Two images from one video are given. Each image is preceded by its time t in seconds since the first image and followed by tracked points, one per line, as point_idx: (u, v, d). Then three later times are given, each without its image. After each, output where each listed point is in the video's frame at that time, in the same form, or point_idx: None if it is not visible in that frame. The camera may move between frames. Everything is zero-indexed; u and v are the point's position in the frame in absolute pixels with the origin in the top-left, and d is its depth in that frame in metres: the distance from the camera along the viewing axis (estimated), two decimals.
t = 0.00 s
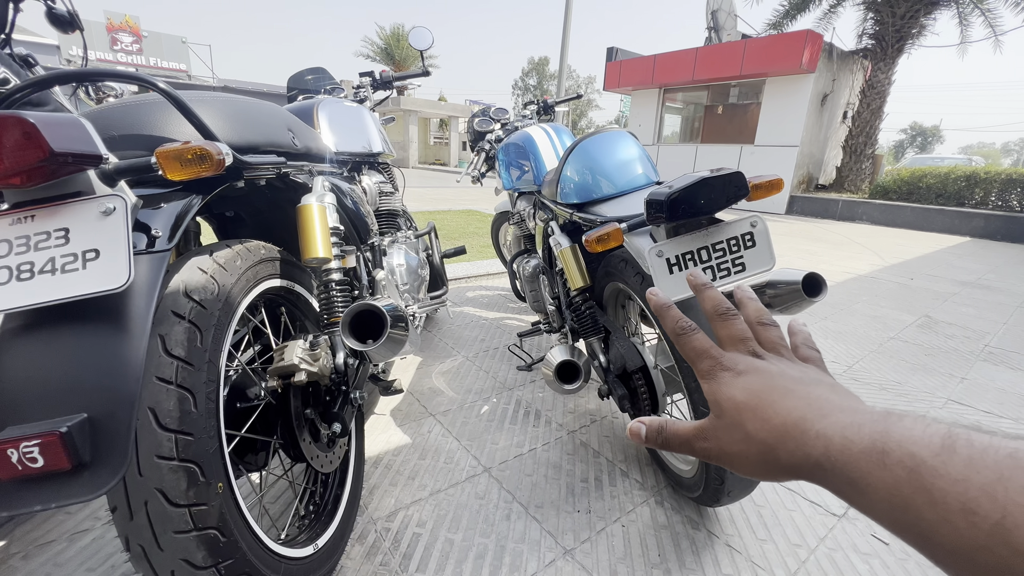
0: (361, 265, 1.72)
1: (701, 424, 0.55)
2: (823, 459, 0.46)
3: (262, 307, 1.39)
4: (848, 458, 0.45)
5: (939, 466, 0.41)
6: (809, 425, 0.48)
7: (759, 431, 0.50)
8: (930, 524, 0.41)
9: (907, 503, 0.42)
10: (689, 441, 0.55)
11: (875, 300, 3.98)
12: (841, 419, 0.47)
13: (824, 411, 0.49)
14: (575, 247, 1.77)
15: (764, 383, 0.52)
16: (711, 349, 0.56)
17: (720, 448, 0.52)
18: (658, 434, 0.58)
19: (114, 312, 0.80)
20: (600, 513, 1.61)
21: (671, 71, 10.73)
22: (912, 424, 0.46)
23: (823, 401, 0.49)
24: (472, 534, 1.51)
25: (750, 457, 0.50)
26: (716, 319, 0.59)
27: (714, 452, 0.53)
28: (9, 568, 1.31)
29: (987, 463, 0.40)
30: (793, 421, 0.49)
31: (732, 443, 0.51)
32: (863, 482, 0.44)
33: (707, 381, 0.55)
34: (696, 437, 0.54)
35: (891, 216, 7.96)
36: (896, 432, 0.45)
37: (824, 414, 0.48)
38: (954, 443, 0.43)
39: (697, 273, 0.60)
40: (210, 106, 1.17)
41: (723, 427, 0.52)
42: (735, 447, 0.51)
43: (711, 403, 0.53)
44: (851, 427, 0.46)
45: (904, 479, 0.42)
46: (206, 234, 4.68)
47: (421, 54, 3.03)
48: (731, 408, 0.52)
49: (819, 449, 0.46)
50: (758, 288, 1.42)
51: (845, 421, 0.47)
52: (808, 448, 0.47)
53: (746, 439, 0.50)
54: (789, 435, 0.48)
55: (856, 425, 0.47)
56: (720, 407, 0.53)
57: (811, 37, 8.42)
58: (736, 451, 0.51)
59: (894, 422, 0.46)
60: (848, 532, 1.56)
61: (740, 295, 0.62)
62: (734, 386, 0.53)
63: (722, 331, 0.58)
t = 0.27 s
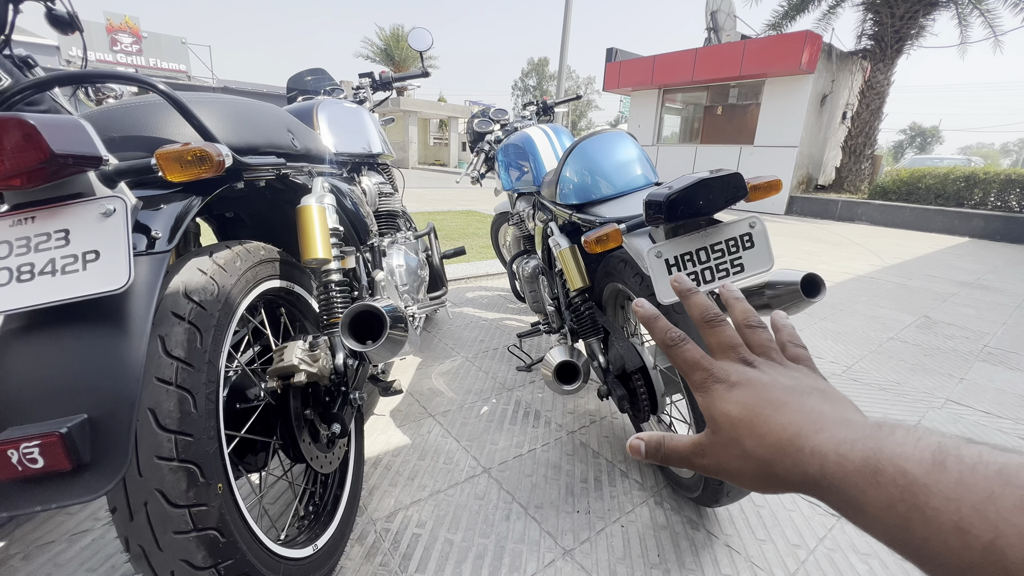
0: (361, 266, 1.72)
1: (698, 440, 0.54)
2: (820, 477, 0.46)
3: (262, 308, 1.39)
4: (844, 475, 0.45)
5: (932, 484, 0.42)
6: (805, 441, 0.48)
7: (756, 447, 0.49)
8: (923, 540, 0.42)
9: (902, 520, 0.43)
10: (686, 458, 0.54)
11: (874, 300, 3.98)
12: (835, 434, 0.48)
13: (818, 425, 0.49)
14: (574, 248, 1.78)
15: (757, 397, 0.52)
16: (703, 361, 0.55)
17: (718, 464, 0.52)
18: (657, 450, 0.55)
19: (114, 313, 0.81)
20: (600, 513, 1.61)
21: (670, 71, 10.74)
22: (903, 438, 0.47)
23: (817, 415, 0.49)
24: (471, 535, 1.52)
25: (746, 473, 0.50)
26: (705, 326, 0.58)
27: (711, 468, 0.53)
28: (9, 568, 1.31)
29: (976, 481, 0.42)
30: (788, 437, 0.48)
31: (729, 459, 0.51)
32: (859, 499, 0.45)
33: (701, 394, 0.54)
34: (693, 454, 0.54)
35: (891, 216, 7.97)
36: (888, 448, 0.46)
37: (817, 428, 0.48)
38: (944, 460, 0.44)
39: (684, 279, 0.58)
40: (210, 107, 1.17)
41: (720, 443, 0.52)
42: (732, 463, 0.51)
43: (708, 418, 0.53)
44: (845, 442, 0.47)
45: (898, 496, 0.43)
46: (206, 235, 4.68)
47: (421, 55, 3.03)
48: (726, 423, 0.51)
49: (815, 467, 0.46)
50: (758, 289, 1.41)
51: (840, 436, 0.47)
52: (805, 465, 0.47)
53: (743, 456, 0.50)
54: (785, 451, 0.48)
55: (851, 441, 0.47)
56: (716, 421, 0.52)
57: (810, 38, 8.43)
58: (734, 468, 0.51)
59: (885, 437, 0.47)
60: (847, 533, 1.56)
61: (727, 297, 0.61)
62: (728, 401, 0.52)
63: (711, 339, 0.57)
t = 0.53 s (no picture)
0: (360, 266, 1.72)
1: (691, 469, 0.54)
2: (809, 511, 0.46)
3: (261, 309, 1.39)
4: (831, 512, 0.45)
5: (917, 522, 0.42)
6: (794, 473, 0.48)
7: (747, 478, 0.50)
8: None
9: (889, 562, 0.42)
10: (680, 487, 0.54)
11: (874, 300, 3.99)
12: (824, 465, 0.47)
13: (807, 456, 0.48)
14: (573, 248, 1.78)
15: (749, 426, 0.52)
16: (695, 389, 0.55)
17: (711, 496, 0.52)
18: (651, 480, 0.56)
19: (112, 314, 0.80)
20: (599, 514, 1.61)
21: (670, 71, 10.74)
22: (889, 471, 0.46)
23: (805, 444, 0.49)
24: (471, 535, 1.51)
25: (740, 504, 0.50)
26: (698, 351, 0.58)
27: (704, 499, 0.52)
28: (8, 570, 1.31)
29: (962, 520, 0.41)
30: (778, 469, 0.49)
31: (722, 489, 0.51)
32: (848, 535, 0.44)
33: (694, 422, 0.54)
34: (686, 484, 0.54)
35: (890, 216, 7.97)
36: (874, 483, 0.45)
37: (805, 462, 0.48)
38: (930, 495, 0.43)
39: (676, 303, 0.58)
40: (209, 107, 1.17)
41: (713, 473, 0.52)
42: (724, 494, 0.51)
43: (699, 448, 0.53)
44: (832, 476, 0.46)
45: (886, 536, 0.42)
46: (206, 235, 4.68)
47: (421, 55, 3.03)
48: (718, 455, 0.51)
49: (804, 502, 0.47)
50: (757, 289, 1.42)
51: (828, 469, 0.47)
52: (795, 499, 0.47)
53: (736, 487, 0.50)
54: (776, 483, 0.48)
55: (839, 474, 0.47)
56: (708, 451, 0.52)
57: (809, 38, 8.44)
58: (727, 498, 0.51)
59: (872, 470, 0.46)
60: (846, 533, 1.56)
61: (719, 315, 0.62)
62: (720, 432, 0.52)
63: (704, 363, 0.57)
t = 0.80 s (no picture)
0: (360, 266, 1.72)
1: (668, 491, 0.53)
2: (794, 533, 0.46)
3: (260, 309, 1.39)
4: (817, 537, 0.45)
5: (905, 547, 0.41)
6: (777, 495, 0.48)
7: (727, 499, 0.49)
8: None
9: None
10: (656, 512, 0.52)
11: (875, 299, 3.98)
12: (804, 487, 0.47)
13: (789, 477, 0.49)
14: (573, 247, 1.77)
15: (726, 443, 0.52)
16: (667, 406, 0.55)
17: (689, 519, 0.50)
18: (621, 504, 0.52)
19: (111, 314, 0.80)
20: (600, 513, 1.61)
21: (670, 71, 10.74)
22: (874, 493, 0.46)
23: (785, 463, 0.49)
24: (471, 535, 1.51)
25: (722, 527, 0.49)
26: (666, 364, 0.57)
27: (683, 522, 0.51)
28: (9, 570, 1.31)
29: (949, 546, 0.40)
30: (760, 491, 0.48)
31: (701, 513, 0.50)
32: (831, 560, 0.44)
33: (669, 441, 0.54)
34: (664, 508, 0.52)
35: (891, 215, 7.96)
36: (859, 506, 0.45)
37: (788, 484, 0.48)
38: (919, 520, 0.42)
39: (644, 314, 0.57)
40: (207, 107, 1.17)
41: (692, 497, 0.51)
42: (704, 518, 0.50)
43: (677, 468, 0.52)
44: (816, 499, 0.46)
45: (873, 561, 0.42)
46: (206, 236, 4.68)
47: (420, 55, 3.03)
48: (697, 476, 0.51)
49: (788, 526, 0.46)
50: (757, 288, 1.42)
51: (811, 491, 0.47)
52: (778, 521, 0.47)
53: (717, 510, 0.49)
54: (759, 505, 0.48)
55: (822, 497, 0.46)
56: (687, 473, 0.51)
57: (809, 37, 8.43)
58: (707, 521, 0.50)
59: (856, 492, 0.46)
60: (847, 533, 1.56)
61: (683, 325, 0.60)
62: (697, 450, 0.52)
63: (671, 377, 0.56)
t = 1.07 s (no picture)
0: (360, 266, 1.72)
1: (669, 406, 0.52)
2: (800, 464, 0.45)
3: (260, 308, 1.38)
4: (825, 468, 0.44)
5: (922, 482, 0.41)
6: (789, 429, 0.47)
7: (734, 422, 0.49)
8: (903, 542, 0.39)
9: (881, 518, 0.41)
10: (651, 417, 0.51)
11: (876, 297, 3.97)
12: (819, 430, 0.48)
13: (803, 421, 0.48)
14: (574, 246, 1.77)
15: (744, 381, 0.52)
16: (697, 337, 0.55)
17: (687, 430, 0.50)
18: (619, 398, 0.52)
19: (109, 315, 0.80)
20: (600, 512, 1.61)
21: (670, 70, 10.71)
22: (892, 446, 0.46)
23: (799, 410, 0.50)
24: (472, 535, 1.51)
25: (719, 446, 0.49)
26: (707, 310, 0.58)
27: (677, 428, 0.51)
28: (9, 571, 1.31)
29: (968, 484, 0.41)
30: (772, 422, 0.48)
31: (702, 429, 0.50)
32: (837, 491, 0.43)
33: (689, 366, 0.54)
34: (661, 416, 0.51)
35: (892, 214, 7.95)
36: (877, 450, 0.45)
37: (802, 423, 0.48)
38: (937, 465, 0.43)
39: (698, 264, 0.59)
40: (206, 106, 1.16)
41: (697, 413, 0.50)
42: (705, 433, 0.49)
43: (693, 387, 0.52)
44: (830, 439, 0.46)
45: (883, 493, 0.42)
46: (206, 236, 4.68)
47: (420, 54, 3.02)
48: (710, 395, 0.51)
49: (795, 455, 0.46)
50: (758, 286, 1.38)
51: (824, 434, 0.47)
52: (784, 449, 0.47)
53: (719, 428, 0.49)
54: (767, 433, 0.47)
55: (837, 438, 0.47)
56: (701, 393, 0.51)
57: (810, 35, 8.41)
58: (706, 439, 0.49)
59: (871, 442, 0.46)
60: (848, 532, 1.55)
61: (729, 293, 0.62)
62: (717, 377, 0.52)
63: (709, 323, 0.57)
